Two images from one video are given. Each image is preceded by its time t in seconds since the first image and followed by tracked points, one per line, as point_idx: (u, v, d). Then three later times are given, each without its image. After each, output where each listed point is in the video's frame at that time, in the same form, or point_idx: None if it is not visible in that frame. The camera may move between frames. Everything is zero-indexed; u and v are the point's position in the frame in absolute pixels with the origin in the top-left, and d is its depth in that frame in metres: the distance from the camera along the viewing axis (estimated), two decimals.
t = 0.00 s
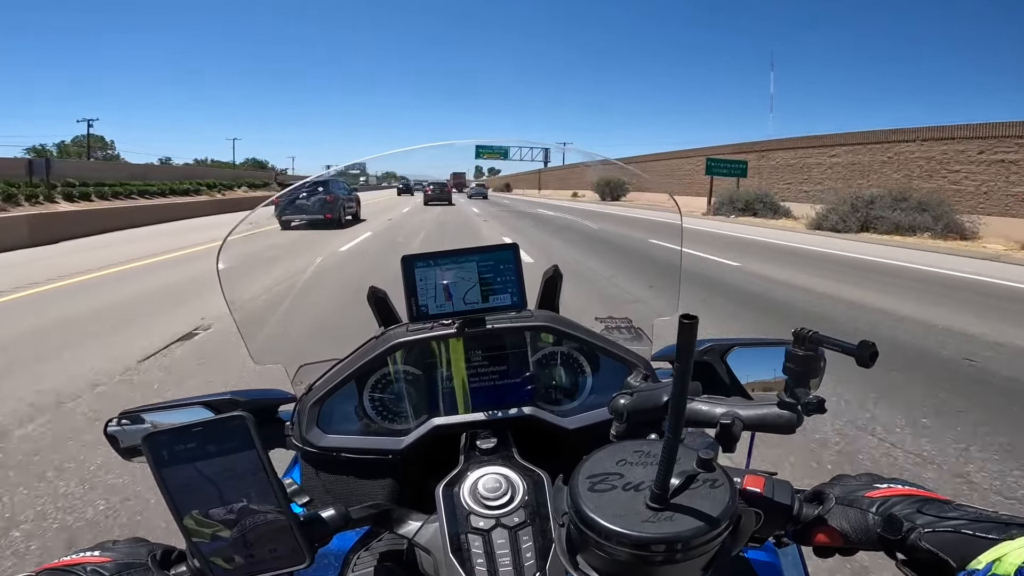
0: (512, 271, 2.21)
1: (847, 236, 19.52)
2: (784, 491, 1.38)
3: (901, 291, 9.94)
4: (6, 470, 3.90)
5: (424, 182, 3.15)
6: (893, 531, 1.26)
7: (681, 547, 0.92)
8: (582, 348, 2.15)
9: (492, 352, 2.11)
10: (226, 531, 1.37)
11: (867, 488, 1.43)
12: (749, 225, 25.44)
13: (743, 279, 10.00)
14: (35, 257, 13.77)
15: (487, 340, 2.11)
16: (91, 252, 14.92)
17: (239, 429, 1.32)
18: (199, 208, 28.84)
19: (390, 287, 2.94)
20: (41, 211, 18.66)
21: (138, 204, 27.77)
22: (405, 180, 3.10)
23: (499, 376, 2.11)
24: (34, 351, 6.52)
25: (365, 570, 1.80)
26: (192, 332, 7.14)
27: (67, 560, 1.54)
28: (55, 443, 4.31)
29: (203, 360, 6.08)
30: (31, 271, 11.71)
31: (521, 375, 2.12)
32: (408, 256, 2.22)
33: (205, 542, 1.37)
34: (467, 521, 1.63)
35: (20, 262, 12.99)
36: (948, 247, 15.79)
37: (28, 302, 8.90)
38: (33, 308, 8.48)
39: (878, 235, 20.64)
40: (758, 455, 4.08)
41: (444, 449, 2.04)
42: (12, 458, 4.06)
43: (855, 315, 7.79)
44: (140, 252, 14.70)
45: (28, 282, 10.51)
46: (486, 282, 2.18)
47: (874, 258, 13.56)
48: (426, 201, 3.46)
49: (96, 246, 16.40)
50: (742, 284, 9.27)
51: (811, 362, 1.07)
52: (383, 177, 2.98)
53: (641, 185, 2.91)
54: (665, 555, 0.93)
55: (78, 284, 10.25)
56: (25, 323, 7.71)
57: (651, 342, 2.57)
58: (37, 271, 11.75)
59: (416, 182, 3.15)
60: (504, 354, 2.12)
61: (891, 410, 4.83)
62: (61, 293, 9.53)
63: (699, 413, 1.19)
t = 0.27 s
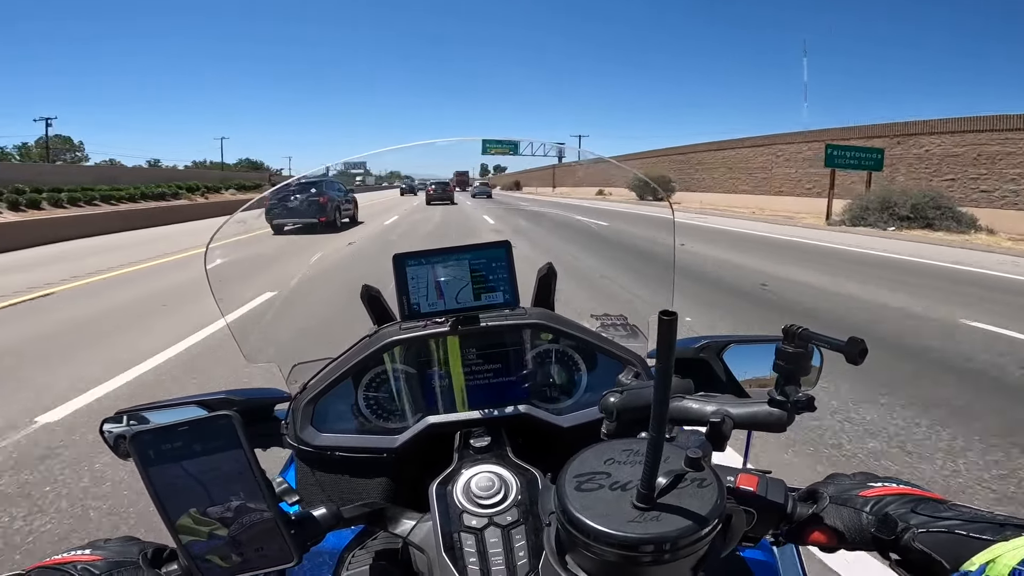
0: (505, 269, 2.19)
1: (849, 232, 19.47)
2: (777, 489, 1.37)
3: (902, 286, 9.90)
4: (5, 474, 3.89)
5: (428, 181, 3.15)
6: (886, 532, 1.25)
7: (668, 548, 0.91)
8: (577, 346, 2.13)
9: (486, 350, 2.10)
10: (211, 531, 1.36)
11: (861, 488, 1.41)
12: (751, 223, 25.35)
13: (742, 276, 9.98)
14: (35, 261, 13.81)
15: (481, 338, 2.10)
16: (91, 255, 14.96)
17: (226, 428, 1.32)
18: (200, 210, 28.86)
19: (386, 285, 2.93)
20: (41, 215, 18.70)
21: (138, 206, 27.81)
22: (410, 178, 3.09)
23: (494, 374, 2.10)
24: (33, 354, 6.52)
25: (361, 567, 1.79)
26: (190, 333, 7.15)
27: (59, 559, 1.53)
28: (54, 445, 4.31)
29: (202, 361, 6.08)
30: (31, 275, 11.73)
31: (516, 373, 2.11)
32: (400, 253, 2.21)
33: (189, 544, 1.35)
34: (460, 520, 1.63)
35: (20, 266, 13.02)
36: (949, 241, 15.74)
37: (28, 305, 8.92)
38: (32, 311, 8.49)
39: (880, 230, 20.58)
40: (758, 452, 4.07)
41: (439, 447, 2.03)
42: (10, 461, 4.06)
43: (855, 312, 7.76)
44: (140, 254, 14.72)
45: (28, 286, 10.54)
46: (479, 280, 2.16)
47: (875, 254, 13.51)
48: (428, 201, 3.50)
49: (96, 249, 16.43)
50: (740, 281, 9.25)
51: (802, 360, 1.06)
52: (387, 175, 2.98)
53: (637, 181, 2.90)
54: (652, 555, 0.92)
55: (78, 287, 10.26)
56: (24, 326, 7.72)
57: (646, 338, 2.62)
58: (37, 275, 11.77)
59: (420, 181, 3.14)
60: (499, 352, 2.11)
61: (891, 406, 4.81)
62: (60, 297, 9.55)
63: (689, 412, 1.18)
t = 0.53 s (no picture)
0: (524, 266, 2.19)
1: (852, 222, 19.41)
2: (808, 484, 1.36)
3: (906, 276, 9.86)
4: (17, 480, 3.89)
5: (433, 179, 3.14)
6: (924, 526, 1.24)
7: (707, 545, 0.90)
8: (595, 343, 2.12)
9: (505, 348, 2.10)
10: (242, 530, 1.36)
11: (893, 482, 1.41)
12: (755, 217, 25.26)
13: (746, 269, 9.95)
14: (39, 265, 13.84)
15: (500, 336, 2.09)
16: (93, 258, 14.96)
17: (254, 430, 1.30)
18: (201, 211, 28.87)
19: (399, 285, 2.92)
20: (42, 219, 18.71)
21: (139, 209, 27.83)
22: (414, 177, 3.08)
23: (512, 372, 2.09)
24: (40, 359, 6.53)
25: (383, 567, 1.78)
26: (196, 335, 7.15)
27: (87, 565, 1.53)
28: (66, 449, 4.32)
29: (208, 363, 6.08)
30: (35, 280, 11.74)
31: (534, 371, 2.10)
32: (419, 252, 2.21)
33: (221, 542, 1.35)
34: (484, 519, 1.62)
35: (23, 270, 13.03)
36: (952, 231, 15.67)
37: (33, 310, 8.93)
38: (37, 316, 8.49)
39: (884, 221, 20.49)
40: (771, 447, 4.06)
41: (459, 446, 2.03)
42: (22, 467, 4.06)
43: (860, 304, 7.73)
44: (142, 257, 14.73)
45: (32, 290, 10.54)
46: (498, 278, 2.16)
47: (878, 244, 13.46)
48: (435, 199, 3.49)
49: (98, 252, 16.43)
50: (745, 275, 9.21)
51: (837, 354, 1.05)
52: (392, 174, 2.97)
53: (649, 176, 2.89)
54: (690, 552, 0.91)
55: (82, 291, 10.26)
56: (30, 331, 7.73)
57: (665, 335, 2.57)
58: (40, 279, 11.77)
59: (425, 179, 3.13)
60: (517, 350, 2.10)
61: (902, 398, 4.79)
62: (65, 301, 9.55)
63: (721, 407, 1.16)
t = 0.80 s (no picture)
0: (524, 264, 2.17)
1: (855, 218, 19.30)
2: (815, 486, 1.33)
3: (909, 271, 9.80)
4: (18, 485, 3.88)
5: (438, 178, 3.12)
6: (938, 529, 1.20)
7: (712, 551, 0.87)
8: (597, 342, 2.08)
9: (507, 348, 2.08)
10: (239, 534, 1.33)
11: (905, 484, 1.37)
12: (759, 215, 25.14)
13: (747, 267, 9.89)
14: (41, 269, 13.88)
15: (501, 335, 2.07)
16: (93, 261, 14.98)
17: (249, 433, 1.29)
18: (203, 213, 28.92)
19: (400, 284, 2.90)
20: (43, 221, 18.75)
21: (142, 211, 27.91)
22: (421, 175, 3.06)
23: (514, 373, 2.07)
24: (41, 363, 6.52)
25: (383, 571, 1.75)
26: (196, 337, 7.14)
27: (84, 569, 1.51)
28: (66, 454, 4.30)
29: (208, 365, 6.06)
30: (35, 283, 11.75)
31: (536, 371, 2.07)
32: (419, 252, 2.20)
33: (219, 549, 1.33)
34: (484, 522, 1.59)
35: (24, 274, 13.04)
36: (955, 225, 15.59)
37: (34, 314, 8.92)
38: (39, 320, 8.49)
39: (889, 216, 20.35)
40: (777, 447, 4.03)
41: (460, 448, 2.00)
42: (23, 472, 4.04)
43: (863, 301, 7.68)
44: (143, 259, 14.74)
45: (33, 294, 10.55)
46: (498, 277, 2.14)
47: (880, 239, 13.38)
48: (440, 197, 3.52)
49: (99, 255, 16.46)
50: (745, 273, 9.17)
51: (846, 354, 1.02)
52: (397, 172, 2.96)
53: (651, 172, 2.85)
54: (695, 559, 0.88)
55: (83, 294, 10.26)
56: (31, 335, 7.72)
57: (669, 334, 2.50)
58: (41, 283, 11.77)
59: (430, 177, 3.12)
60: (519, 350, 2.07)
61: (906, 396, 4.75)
62: (67, 304, 9.55)
63: (726, 408, 1.13)
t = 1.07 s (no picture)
0: (496, 266, 2.08)
1: (857, 216, 19.13)
2: (792, 500, 1.24)
3: (910, 266, 9.65)
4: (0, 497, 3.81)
5: (440, 178, 3.03)
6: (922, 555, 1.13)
7: None
8: (576, 345, 2.00)
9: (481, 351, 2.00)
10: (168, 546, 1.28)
11: (885, 501, 1.30)
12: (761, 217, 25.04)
13: (745, 265, 9.77)
14: (37, 275, 13.88)
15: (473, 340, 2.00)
16: (89, 266, 14.96)
17: (184, 443, 1.22)
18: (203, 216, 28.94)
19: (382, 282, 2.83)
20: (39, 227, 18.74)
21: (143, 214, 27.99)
22: (423, 174, 2.97)
23: (489, 377, 1.99)
24: (30, 370, 6.46)
25: None
26: (188, 341, 7.08)
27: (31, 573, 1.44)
28: (51, 463, 4.24)
29: (198, 370, 6.00)
30: (30, 291, 11.72)
31: (512, 376, 1.99)
32: (385, 252, 2.10)
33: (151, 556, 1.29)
34: (451, 532, 1.52)
35: (19, 281, 13.03)
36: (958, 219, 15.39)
37: (27, 321, 8.88)
38: (31, 326, 8.44)
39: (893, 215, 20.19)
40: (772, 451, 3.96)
41: (433, 455, 1.93)
42: (5, 483, 3.98)
43: (863, 296, 7.55)
44: (138, 263, 14.70)
45: (27, 301, 10.51)
46: (469, 279, 2.06)
47: (881, 235, 13.21)
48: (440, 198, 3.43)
49: (95, 260, 16.45)
50: (743, 270, 9.05)
51: (819, 364, 0.94)
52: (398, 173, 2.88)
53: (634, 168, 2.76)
54: None
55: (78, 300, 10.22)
56: (23, 342, 7.68)
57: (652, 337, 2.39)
58: (36, 290, 11.74)
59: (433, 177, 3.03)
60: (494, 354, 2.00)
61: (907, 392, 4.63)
62: (60, 310, 9.51)
63: (692, 421, 1.06)
